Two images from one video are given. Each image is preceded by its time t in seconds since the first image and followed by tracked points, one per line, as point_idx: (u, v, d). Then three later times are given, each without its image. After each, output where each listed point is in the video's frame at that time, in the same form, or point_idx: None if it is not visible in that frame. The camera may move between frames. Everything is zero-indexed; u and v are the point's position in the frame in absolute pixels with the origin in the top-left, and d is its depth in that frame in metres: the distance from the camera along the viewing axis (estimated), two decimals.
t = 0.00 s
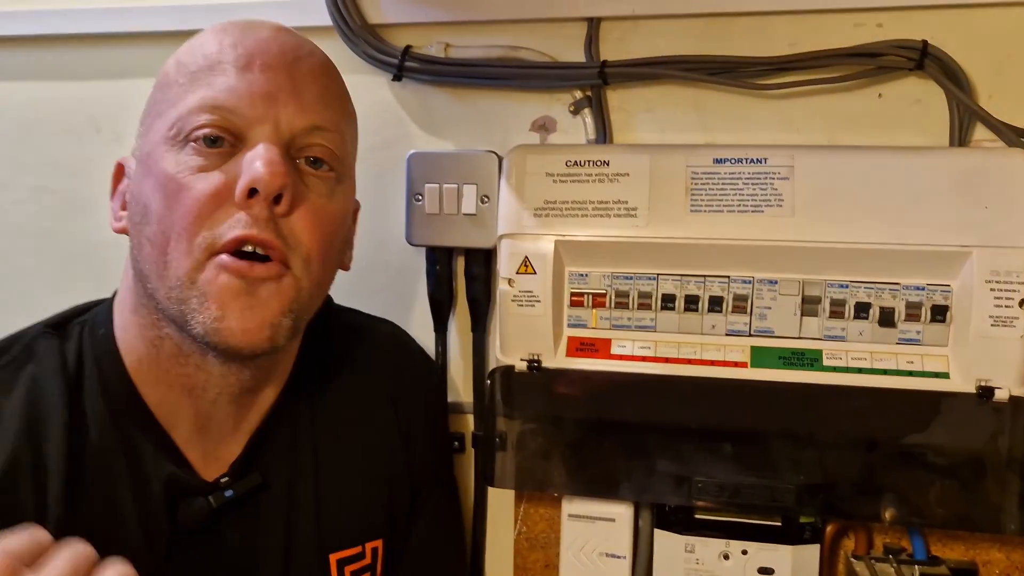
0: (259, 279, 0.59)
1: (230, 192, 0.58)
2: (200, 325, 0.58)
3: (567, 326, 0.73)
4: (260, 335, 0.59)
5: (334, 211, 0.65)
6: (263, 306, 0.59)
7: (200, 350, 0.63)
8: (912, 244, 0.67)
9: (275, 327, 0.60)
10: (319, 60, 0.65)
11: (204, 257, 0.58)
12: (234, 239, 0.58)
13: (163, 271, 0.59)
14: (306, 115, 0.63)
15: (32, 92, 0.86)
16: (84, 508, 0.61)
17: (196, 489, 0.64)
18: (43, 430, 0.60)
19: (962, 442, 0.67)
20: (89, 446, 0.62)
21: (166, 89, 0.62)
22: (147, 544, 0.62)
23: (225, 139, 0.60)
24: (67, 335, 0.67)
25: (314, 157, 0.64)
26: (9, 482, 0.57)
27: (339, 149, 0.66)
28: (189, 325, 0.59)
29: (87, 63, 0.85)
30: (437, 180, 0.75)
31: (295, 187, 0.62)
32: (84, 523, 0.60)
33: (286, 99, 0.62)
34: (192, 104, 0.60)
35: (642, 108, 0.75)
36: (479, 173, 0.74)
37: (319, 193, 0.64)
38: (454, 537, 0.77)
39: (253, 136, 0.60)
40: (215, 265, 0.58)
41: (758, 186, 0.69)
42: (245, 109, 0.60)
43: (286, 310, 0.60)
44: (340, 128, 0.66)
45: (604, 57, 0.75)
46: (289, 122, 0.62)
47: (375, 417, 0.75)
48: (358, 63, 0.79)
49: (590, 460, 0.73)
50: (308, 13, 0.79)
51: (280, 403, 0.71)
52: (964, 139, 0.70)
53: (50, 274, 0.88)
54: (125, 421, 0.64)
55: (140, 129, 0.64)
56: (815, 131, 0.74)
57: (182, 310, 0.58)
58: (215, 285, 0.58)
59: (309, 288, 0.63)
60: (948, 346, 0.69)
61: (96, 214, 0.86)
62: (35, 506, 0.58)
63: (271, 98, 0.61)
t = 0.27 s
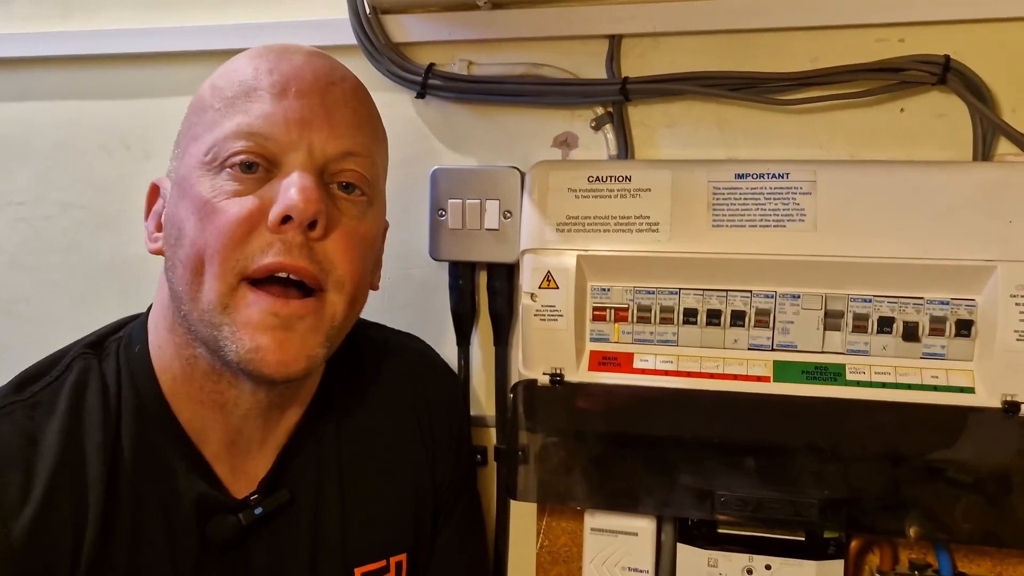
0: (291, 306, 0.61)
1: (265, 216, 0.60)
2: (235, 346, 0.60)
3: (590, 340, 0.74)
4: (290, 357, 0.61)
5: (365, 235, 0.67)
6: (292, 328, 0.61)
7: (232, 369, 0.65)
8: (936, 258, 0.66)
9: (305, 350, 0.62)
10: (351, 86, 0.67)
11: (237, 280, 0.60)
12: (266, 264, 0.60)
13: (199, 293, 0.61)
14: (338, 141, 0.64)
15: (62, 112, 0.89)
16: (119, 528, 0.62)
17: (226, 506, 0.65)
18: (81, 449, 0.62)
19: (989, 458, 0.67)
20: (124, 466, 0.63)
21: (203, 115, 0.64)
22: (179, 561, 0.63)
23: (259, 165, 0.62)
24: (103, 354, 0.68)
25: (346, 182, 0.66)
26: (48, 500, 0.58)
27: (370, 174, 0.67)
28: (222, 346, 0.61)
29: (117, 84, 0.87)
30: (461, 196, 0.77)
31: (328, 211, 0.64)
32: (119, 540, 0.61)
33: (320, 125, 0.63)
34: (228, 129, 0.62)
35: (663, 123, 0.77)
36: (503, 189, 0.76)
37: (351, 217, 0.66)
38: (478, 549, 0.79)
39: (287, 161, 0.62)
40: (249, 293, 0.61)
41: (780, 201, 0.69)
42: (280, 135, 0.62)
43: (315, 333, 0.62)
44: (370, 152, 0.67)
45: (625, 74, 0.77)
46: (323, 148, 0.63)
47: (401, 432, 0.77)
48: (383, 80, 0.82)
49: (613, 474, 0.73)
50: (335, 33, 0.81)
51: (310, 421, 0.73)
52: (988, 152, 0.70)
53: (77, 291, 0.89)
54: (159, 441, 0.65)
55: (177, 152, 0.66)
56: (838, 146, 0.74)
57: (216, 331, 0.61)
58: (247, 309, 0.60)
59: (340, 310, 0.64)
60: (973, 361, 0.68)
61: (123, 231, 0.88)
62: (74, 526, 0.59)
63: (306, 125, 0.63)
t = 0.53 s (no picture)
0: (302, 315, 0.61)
1: (279, 228, 0.61)
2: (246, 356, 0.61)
3: (598, 349, 0.74)
4: (301, 366, 0.61)
5: (378, 248, 0.68)
6: (302, 336, 0.61)
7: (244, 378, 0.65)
8: (946, 265, 0.66)
9: (315, 359, 0.62)
10: (367, 100, 0.67)
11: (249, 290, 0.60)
12: (280, 275, 0.60)
13: (210, 302, 0.61)
14: (354, 155, 0.65)
15: (73, 122, 0.90)
16: (133, 536, 0.62)
17: (238, 515, 0.65)
18: (96, 457, 0.62)
19: (1001, 467, 0.66)
20: (139, 474, 0.63)
21: (220, 126, 0.64)
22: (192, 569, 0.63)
23: (275, 177, 0.62)
24: (117, 361, 0.69)
25: (361, 196, 0.66)
26: (64, 508, 0.59)
27: (383, 187, 0.68)
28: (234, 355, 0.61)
29: (128, 94, 0.88)
30: (470, 205, 0.78)
31: (343, 225, 0.64)
32: (133, 548, 0.62)
33: (336, 140, 0.64)
34: (246, 141, 0.62)
35: (671, 131, 0.77)
36: (511, 198, 0.76)
37: (366, 231, 0.66)
38: (486, 557, 0.79)
39: (303, 175, 0.63)
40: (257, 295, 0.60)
41: (788, 210, 0.69)
42: (297, 149, 0.62)
43: (326, 344, 0.63)
44: (384, 166, 0.68)
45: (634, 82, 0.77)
46: (339, 162, 0.64)
47: (412, 443, 0.77)
48: (392, 90, 0.82)
49: (622, 483, 0.73)
50: (343, 44, 0.82)
51: (323, 431, 0.73)
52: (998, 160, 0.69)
53: (88, 300, 0.90)
54: (173, 449, 0.65)
55: (193, 162, 0.66)
56: (845, 153, 0.74)
57: (227, 340, 0.61)
58: (256, 316, 0.60)
59: (350, 323, 0.65)
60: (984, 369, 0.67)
61: (133, 240, 0.89)
62: (91, 533, 0.60)
63: (323, 139, 0.63)
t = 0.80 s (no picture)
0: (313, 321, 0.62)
1: (291, 233, 0.61)
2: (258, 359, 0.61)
3: (605, 353, 0.74)
4: (312, 371, 0.62)
5: (386, 252, 0.68)
6: (312, 342, 0.62)
7: (254, 382, 0.65)
8: (952, 270, 0.66)
9: (326, 364, 0.62)
10: (377, 106, 0.68)
11: (260, 294, 0.61)
12: (291, 280, 0.61)
13: (222, 306, 0.61)
14: (365, 161, 0.65)
15: (82, 127, 0.90)
16: (142, 538, 0.62)
17: (246, 518, 0.65)
18: (104, 458, 0.62)
19: (1010, 473, 0.65)
20: (148, 476, 0.63)
21: (231, 130, 0.65)
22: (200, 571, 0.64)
23: (286, 181, 0.62)
24: (127, 363, 0.69)
25: (370, 200, 0.67)
26: (73, 507, 0.59)
27: (393, 192, 0.69)
28: (245, 358, 0.62)
29: (136, 99, 0.89)
30: (476, 210, 0.78)
31: (354, 229, 0.65)
32: (142, 550, 0.62)
33: (347, 145, 0.64)
34: (257, 146, 0.62)
35: (678, 136, 0.77)
36: (517, 202, 0.77)
37: (375, 235, 0.67)
38: (493, 562, 0.79)
39: (314, 180, 0.63)
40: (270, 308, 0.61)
41: (794, 214, 0.69)
42: (308, 154, 0.62)
43: (337, 349, 0.63)
44: (394, 172, 0.69)
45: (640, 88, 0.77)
46: (350, 168, 0.64)
47: (419, 448, 0.77)
48: (399, 95, 0.83)
49: (628, 488, 0.73)
50: (351, 49, 0.82)
51: (331, 435, 0.73)
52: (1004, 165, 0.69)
53: (95, 303, 0.91)
54: (182, 451, 0.66)
55: (203, 165, 0.67)
56: (852, 158, 0.74)
57: (238, 344, 0.61)
58: (268, 320, 0.61)
59: (360, 326, 0.65)
60: (991, 374, 0.67)
61: (141, 244, 0.89)
62: (99, 533, 0.60)
63: (334, 145, 0.64)
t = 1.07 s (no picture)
0: (326, 314, 0.62)
1: (305, 227, 0.61)
2: (270, 353, 0.61)
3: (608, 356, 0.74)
4: (325, 364, 0.62)
5: (393, 250, 0.69)
6: (325, 334, 0.62)
7: (261, 378, 0.65)
8: (958, 273, 0.65)
9: (338, 358, 0.63)
10: (386, 105, 0.69)
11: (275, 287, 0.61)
12: (305, 272, 0.61)
13: (234, 299, 0.61)
14: (375, 158, 0.66)
15: (86, 129, 0.90)
16: (132, 532, 0.62)
17: (245, 515, 0.65)
18: (95, 451, 0.63)
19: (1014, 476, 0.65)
20: (141, 470, 0.64)
21: (241, 126, 0.65)
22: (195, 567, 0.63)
23: (298, 176, 0.63)
24: (123, 360, 0.69)
25: (378, 198, 0.68)
26: (60, 496, 0.59)
27: (399, 190, 0.70)
28: (256, 352, 0.62)
29: (140, 102, 0.89)
30: (480, 212, 0.78)
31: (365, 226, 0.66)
32: (135, 545, 0.62)
33: (359, 143, 0.65)
34: (269, 141, 0.63)
35: (682, 138, 0.77)
36: (521, 205, 0.77)
37: (383, 232, 0.68)
38: (495, 564, 0.79)
39: (326, 175, 0.63)
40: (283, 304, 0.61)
41: (799, 217, 0.69)
42: (321, 150, 0.63)
43: (348, 343, 0.63)
44: (401, 170, 0.70)
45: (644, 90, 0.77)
46: (361, 165, 0.65)
47: (421, 449, 0.77)
48: (402, 97, 0.83)
49: (632, 491, 0.73)
50: (355, 52, 0.82)
51: (335, 433, 0.74)
52: (1010, 168, 0.69)
53: (99, 306, 0.91)
54: (178, 447, 0.66)
55: (210, 160, 0.66)
56: (857, 160, 0.74)
57: (250, 337, 0.61)
58: (281, 313, 0.61)
59: (369, 322, 0.66)
60: (997, 378, 0.67)
61: (145, 246, 0.89)
62: (88, 527, 0.60)
63: (346, 141, 0.64)
